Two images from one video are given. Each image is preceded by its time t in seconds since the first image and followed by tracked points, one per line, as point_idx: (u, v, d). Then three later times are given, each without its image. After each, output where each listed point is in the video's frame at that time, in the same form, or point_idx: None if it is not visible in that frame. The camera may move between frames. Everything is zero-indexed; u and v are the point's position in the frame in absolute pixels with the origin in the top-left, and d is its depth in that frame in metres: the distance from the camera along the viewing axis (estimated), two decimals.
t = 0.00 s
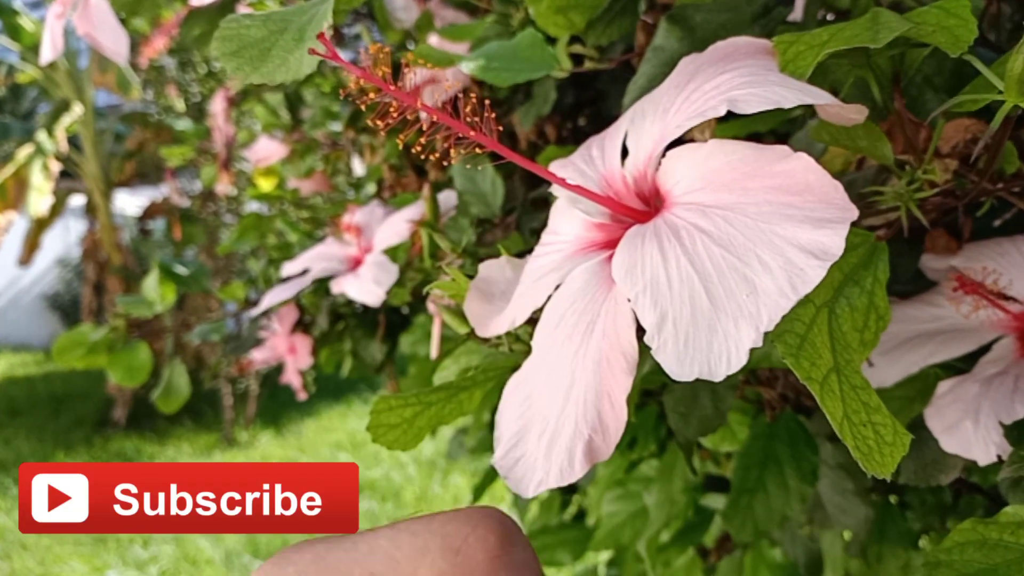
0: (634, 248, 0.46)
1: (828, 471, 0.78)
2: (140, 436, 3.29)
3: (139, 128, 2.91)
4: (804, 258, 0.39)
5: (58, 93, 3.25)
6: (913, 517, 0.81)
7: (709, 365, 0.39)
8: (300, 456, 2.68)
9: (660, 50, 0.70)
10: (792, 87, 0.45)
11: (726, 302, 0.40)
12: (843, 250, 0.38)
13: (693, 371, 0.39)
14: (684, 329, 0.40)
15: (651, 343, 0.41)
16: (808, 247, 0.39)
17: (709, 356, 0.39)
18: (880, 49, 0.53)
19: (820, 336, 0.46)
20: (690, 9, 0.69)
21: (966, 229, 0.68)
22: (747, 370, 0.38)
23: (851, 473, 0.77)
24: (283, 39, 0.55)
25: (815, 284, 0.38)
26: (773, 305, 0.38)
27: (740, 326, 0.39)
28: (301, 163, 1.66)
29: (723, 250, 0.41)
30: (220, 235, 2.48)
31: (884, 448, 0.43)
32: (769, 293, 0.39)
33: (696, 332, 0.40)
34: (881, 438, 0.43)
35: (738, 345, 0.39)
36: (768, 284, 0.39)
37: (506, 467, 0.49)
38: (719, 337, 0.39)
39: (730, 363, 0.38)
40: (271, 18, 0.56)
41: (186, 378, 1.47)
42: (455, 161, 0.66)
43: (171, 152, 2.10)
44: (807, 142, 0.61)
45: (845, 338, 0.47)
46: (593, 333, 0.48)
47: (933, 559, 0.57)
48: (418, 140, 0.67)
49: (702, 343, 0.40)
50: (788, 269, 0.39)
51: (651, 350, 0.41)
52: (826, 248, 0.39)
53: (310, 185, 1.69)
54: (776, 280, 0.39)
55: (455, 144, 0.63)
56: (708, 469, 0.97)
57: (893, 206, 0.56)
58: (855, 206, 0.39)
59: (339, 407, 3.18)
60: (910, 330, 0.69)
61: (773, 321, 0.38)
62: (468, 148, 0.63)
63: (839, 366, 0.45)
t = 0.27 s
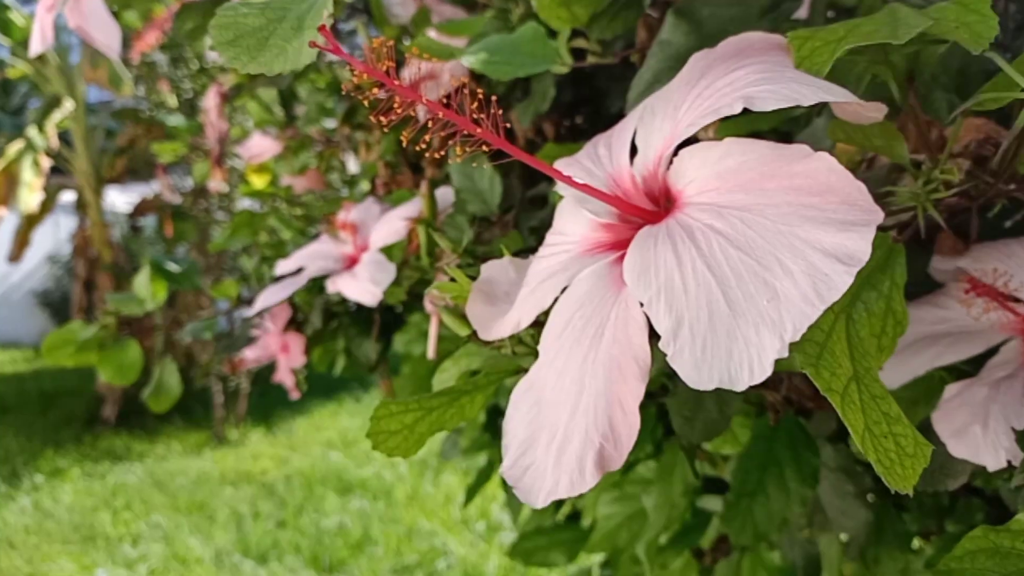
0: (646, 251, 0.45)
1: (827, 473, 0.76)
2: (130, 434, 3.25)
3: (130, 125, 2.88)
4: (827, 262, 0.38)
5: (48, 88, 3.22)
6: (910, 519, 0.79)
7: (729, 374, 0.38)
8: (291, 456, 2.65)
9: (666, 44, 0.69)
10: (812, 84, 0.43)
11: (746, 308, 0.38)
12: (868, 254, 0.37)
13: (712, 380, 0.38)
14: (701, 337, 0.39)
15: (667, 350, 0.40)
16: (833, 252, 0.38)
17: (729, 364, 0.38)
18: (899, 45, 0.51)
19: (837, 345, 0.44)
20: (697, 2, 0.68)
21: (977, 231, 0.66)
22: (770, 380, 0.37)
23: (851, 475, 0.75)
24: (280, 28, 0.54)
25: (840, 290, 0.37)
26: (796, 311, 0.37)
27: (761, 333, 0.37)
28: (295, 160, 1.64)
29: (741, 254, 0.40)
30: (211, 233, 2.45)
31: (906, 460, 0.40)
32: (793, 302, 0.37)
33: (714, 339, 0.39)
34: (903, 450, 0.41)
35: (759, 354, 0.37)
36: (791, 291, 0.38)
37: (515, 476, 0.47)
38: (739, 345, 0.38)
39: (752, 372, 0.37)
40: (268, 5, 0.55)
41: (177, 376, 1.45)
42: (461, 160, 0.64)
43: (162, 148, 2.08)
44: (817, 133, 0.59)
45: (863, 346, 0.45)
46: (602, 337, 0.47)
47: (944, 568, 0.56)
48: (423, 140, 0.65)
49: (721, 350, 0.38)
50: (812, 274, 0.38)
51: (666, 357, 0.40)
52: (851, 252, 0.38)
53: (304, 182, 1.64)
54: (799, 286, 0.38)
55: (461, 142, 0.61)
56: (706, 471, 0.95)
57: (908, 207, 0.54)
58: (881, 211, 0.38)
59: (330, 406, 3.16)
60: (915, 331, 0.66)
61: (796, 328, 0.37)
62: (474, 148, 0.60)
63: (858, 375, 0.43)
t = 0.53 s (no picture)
0: (654, 257, 0.43)
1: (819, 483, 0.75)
2: (107, 435, 3.20)
3: (111, 123, 2.84)
4: (846, 270, 0.36)
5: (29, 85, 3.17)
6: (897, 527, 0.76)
7: (743, 385, 0.36)
8: (270, 458, 2.60)
9: (665, 44, 0.67)
10: (825, 84, 0.42)
11: (760, 317, 0.37)
12: (889, 262, 0.36)
13: (725, 391, 0.37)
14: (713, 346, 0.38)
15: (676, 359, 0.38)
16: (851, 259, 0.37)
17: (742, 375, 0.37)
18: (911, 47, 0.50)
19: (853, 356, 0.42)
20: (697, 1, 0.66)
21: (978, 238, 0.65)
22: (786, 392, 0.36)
23: (841, 483, 0.74)
24: (270, 19, 0.52)
25: (860, 298, 0.36)
26: (814, 320, 0.36)
27: (777, 342, 0.36)
28: (278, 159, 1.64)
29: (754, 261, 0.39)
30: (192, 233, 2.42)
31: (924, 476, 0.38)
32: (811, 310, 0.36)
33: (726, 348, 0.37)
34: (921, 466, 0.39)
35: (775, 364, 0.36)
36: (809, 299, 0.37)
37: (514, 492, 0.47)
38: (754, 354, 0.37)
39: (767, 383, 0.36)
40: None
41: (156, 379, 1.42)
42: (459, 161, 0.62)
43: (144, 146, 2.04)
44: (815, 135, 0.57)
45: (877, 357, 0.43)
46: (605, 347, 0.47)
47: None
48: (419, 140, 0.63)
49: (733, 360, 0.37)
50: (830, 281, 0.36)
51: (676, 367, 0.38)
52: (871, 259, 0.36)
53: (287, 182, 1.63)
54: (816, 293, 0.36)
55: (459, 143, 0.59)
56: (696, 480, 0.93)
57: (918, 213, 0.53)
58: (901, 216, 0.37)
59: (311, 408, 3.12)
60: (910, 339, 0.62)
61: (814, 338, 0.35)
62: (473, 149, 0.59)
63: (875, 388, 0.41)
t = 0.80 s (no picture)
0: (658, 264, 0.42)
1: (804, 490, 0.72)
2: (79, 439, 3.13)
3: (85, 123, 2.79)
4: (864, 281, 0.35)
5: None
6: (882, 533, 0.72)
7: (756, 400, 0.35)
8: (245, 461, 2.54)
9: (659, 45, 0.65)
10: (837, 86, 0.41)
11: (774, 330, 0.36)
12: (908, 273, 0.35)
13: (737, 407, 0.36)
14: (724, 360, 0.37)
15: (685, 373, 0.37)
16: (870, 270, 0.35)
17: (755, 389, 0.36)
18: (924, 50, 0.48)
19: (870, 366, 0.41)
20: (692, 2, 0.65)
21: (976, 246, 0.63)
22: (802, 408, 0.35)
23: (827, 490, 0.71)
24: (253, 13, 0.49)
25: (880, 311, 0.34)
26: (830, 334, 0.35)
27: (791, 356, 0.35)
28: (256, 159, 1.58)
29: (766, 269, 0.38)
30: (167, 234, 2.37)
31: (950, 493, 0.38)
32: (830, 324, 0.35)
33: (738, 362, 0.36)
34: (947, 482, 0.38)
35: (789, 379, 0.35)
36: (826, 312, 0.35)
37: (510, 510, 0.47)
38: (767, 369, 0.36)
39: (782, 399, 0.35)
40: None
41: (128, 383, 1.37)
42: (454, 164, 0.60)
43: (118, 145, 1.99)
44: (808, 139, 0.55)
45: (894, 366, 0.42)
46: (605, 361, 0.45)
47: None
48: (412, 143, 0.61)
49: (746, 374, 0.36)
50: (847, 293, 0.35)
51: (684, 381, 0.37)
52: (890, 270, 0.35)
53: (265, 183, 1.59)
54: (833, 305, 0.35)
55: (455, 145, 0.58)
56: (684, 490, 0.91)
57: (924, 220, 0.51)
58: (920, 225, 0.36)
59: (287, 411, 3.07)
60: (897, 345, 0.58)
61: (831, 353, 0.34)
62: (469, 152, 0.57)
63: (894, 400, 0.40)
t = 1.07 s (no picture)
0: (669, 271, 0.40)
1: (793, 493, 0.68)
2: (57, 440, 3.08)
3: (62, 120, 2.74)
4: (890, 290, 0.34)
5: None
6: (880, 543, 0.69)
7: (778, 416, 0.34)
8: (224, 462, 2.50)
9: (659, 43, 0.64)
10: (856, 86, 0.39)
11: (796, 342, 0.34)
12: (936, 282, 0.34)
13: (758, 423, 0.34)
14: (743, 373, 0.35)
15: (701, 386, 0.36)
16: (897, 280, 0.34)
17: (777, 405, 0.34)
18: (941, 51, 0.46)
19: (897, 379, 0.39)
20: None
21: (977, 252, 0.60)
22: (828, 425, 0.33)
23: (818, 492, 0.67)
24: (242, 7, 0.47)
25: (910, 323, 0.33)
26: (857, 346, 0.33)
27: (816, 370, 0.34)
28: (236, 158, 1.56)
29: (786, 278, 0.36)
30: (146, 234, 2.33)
31: (980, 510, 0.37)
32: (857, 336, 0.33)
33: (759, 376, 0.35)
34: (976, 498, 0.37)
35: (814, 394, 0.34)
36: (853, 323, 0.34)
37: (512, 527, 0.45)
38: (789, 383, 0.34)
39: (806, 415, 0.33)
40: None
41: (105, 386, 1.34)
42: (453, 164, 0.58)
43: (95, 142, 1.94)
44: (808, 140, 0.53)
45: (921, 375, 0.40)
46: (612, 370, 0.43)
47: None
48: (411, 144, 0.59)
49: (767, 389, 0.34)
50: (873, 303, 0.34)
51: (702, 395, 0.36)
52: (917, 279, 0.34)
53: (245, 182, 1.56)
54: (859, 316, 0.34)
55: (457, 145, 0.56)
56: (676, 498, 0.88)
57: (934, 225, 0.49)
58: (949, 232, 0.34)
59: (266, 411, 3.02)
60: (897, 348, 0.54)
61: (858, 367, 0.33)
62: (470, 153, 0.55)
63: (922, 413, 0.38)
